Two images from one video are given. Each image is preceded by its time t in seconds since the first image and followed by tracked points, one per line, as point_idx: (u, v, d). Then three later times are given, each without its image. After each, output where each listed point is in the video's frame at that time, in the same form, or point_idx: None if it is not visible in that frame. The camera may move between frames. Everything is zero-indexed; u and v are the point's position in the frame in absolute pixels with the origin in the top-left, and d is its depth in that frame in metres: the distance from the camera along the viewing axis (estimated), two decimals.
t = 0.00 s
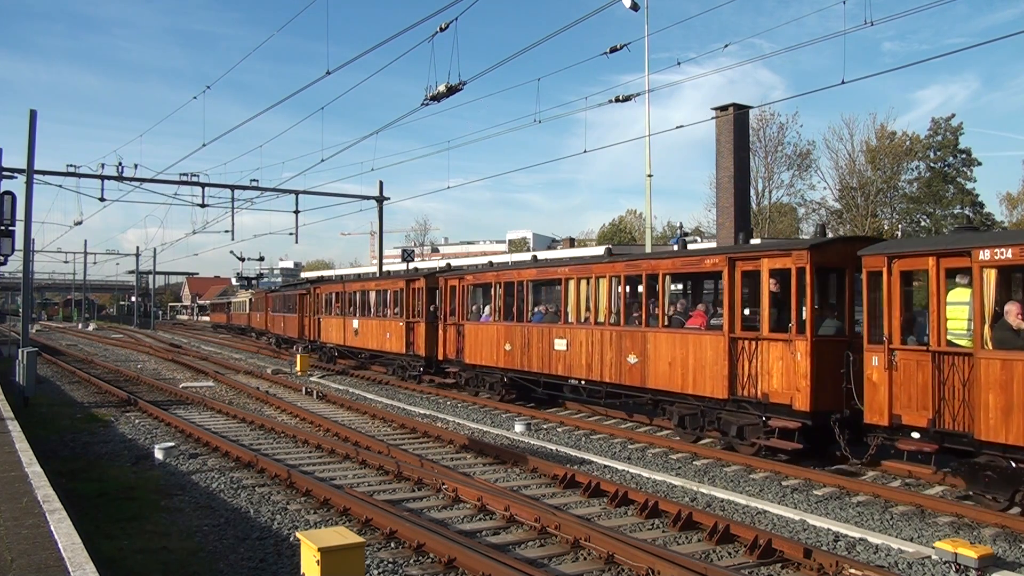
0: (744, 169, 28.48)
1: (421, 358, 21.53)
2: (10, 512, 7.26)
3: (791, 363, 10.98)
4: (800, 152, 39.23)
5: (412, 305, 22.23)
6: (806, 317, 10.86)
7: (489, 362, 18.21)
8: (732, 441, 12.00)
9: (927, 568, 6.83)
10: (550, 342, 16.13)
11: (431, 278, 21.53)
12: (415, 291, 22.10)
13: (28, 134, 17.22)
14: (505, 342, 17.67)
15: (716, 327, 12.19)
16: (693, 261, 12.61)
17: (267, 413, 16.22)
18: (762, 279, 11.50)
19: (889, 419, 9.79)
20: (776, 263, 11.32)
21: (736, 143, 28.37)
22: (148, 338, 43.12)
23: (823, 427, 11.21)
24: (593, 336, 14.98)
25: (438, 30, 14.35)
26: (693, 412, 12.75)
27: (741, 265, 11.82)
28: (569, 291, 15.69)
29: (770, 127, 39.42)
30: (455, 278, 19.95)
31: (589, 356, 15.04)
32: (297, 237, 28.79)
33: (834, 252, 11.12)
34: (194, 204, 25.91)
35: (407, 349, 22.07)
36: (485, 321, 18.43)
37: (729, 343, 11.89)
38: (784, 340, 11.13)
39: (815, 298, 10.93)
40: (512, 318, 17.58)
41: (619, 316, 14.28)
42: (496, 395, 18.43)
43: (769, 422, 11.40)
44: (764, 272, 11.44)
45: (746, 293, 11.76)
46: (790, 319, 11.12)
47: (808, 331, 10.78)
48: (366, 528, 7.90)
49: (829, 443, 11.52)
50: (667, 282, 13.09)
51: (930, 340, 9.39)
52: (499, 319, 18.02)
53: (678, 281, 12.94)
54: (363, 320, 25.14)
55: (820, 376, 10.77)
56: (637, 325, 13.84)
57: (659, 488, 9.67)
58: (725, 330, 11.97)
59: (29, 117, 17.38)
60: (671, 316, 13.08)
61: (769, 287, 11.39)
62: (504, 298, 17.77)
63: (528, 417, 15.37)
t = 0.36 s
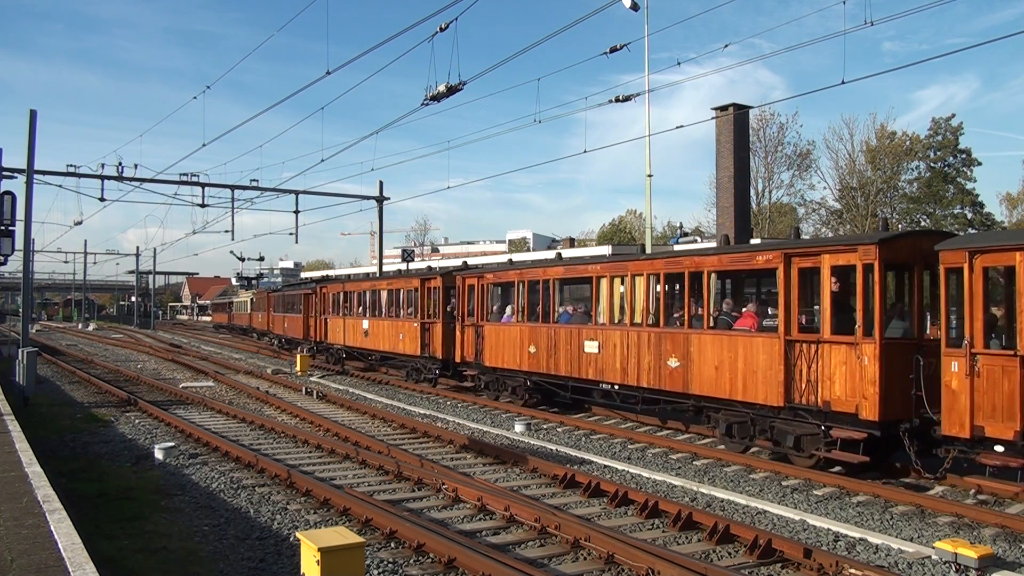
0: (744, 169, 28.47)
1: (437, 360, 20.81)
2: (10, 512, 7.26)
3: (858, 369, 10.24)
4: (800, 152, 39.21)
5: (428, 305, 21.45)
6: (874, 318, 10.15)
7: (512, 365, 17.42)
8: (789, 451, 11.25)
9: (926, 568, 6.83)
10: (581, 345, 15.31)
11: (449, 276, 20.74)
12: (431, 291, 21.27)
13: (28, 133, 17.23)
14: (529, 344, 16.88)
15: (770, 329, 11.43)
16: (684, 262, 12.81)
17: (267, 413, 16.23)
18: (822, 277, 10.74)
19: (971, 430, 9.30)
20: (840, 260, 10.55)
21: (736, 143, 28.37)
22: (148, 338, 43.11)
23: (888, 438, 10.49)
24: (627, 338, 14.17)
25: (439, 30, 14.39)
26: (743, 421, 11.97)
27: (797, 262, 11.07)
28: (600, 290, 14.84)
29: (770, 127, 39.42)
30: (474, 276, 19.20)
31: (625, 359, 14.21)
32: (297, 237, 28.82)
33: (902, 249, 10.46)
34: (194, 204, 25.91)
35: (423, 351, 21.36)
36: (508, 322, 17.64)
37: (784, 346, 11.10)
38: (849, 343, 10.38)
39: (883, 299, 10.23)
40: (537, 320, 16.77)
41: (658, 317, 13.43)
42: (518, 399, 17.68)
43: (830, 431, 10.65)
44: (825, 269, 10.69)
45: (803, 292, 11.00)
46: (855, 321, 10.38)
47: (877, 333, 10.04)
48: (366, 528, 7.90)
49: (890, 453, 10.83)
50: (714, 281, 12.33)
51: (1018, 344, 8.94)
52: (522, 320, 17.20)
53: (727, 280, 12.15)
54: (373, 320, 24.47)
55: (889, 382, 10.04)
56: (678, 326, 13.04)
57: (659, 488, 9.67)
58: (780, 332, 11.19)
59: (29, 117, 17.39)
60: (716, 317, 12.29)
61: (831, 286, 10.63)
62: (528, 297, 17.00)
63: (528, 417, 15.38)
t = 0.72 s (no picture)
0: (744, 169, 28.47)
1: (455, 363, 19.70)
2: (10, 512, 7.26)
3: (936, 376, 9.08)
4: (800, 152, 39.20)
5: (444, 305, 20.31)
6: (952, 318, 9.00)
7: (539, 368, 16.39)
8: (853, 464, 10.11)
9: (927, 568, 6.83)
10: (616, 347, 14.23)
11: (467, 275, 19.59)
12: (448, 290, 20.14)
13: (28, 133, 17.24)
14: (557, 347, 15.83)
15: (832, 331, 10.32)
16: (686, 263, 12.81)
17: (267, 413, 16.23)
18: (893, 274, 9.61)
19: None
20: (913, 256, 9.41)
21: (736, 143, 28.37)
22: (148, 338, 43.10)
23: (966, 451, 9.38)
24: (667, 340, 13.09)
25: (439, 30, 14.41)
26: (800, 431, 10.86)
27: (862, 258, 9.99)
28: (636, 288, 13.74)
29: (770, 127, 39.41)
30: (495, 275, 18.03)
31: (664, 362, 13.13)
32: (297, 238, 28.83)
33: (981, 242, 9.29)
34: (194, 204, 25.92)
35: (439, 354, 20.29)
36: (533, 324, 16.57)
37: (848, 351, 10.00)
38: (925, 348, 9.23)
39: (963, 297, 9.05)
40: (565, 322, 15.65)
41: (703, 318, 12.38)
42: (543, 404, 16.62)
43: (900, 443, 9.53)
44: (894, 266, 9.57)
45: (869, 290, 9.92)
46: (930, 323, 9.24)
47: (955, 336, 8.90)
48: (365, 528, 7.90)
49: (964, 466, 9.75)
50: (766, 278, 11.29)
51: None
52: (548, 321, 16.21)
53: (780, 277, 11.14)
54: (386, 321, 23.64)
55: (969, 391, 8.91)
56: (727, 328, 11.94)
57: (659, 488, 9.67)
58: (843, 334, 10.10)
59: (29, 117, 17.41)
60: (770, 318, 11.26)
61: (899, 284, 9.53)
62: (554, 296, 15.98)
63: (528, 416, 15.40)
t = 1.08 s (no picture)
0: (744, 170, 28.47)
1: (474, 365, 19.43)
2: (10, 512, 7.26)
3: None
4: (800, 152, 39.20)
5: (462, 304, 20.03)
6: None
7: (567, 372, 15.53)
8: (928, 481, 9.25)
9: (927, 568, 6.83)
10: (654, 350, 13.31)
11: (487, 274, 19.20)
12: (467, 290, 19.76)
13: (28, 133, 17.23)
14: (588, 349, 14.96)
15: (904, 333, 9.43)
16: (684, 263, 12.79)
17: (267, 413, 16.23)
18: (973, 270, 8.73)
19: None
20: (999, 251, 8.51)
21: (736, 143, 28.37)
22: (148, 338, 43.09)
23: None
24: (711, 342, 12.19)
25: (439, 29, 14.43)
26: (866, 442, 10.01)
27: (938, 254, 9.15)
28: (677, 287, 12.86)
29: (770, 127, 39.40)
30: (518, 273, 17.41)
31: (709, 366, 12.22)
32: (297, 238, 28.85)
33: None
34: (194, 204, 25.94)
35: (456, 355, 20.00)
36: (560, 325, 15.80)
37: (922, 355, 9.11)
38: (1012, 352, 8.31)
39: None
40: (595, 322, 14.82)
41: (754, 319, 11.47)
42: (571, 410, 15.92)
43: (981, 457, 8.69)
44: (976, 261, 8.69)
45: (945, 289, 9.08)
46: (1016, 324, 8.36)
47: None
48: (365, 528, 7.90)
49: None
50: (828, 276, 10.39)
51: None
52: (576, 322, 15.38)
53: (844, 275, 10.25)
54: (398, 321, 23.42)
55: None
56: (781, 329, 11.03)
57: (659, 487, 9.67)
58: (917, 337, 9.21)
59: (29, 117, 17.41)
60: (831, 319, 10.35)
61: (981, 282, 8.64)
62: (583, 296, 15.13)
63: (528, 416, 15.42)
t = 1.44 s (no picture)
0: (744, 169, 28.47)
1: (496, 368, 19.39)
2: (10, 512, 7.26)
3: None
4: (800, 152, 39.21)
5: (482, 305, 19.94)
6: None
7: (603, 375, 15.01)
8: (1012, 499, 8.61)
9: (926, 568, 6.82)
10: (702, 352, 12.71)
11: (509, 272, 19.15)
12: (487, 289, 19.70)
13: (28, 133, 17.25)
14: (627, 351, 14.42)
15: (989, 336, 8.74)
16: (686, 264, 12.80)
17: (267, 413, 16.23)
18: None
19: None
20: None
21: (736, 143, 28.38)
22: (148, 338, 43.13)
23: None
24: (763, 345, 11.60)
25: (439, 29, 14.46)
26: (942, 456, 9.31)
27: None
28: (726, 287, 12.31)
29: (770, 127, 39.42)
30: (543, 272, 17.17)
31: (761, 370, 11.63)
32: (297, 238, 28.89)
33: None
34: (194, 204, 26.00)
35: (475, 357, 19.96)
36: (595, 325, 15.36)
37: (1009, 360, 8.42)
38: None
39: None
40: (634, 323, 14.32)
41: (812, 320, 10.84)
42: (603, 416, 15.51)
43: None
44: None
45: None
46: None
47: None
48: (366, 528, 7.90)
49: None
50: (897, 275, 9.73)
51: None
52: (612, 323, 14.91)
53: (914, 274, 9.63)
54: (412, 322, 23.42)
55: None
56: (843, 332, 10.40)
57: (659, 487, 9.67)
58: (1003, 339, 8.52)
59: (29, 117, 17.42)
60: (901, 320, 9.66)
61: None
62: (619, 296, 14.72)
63: (528, 417, 15.43)
